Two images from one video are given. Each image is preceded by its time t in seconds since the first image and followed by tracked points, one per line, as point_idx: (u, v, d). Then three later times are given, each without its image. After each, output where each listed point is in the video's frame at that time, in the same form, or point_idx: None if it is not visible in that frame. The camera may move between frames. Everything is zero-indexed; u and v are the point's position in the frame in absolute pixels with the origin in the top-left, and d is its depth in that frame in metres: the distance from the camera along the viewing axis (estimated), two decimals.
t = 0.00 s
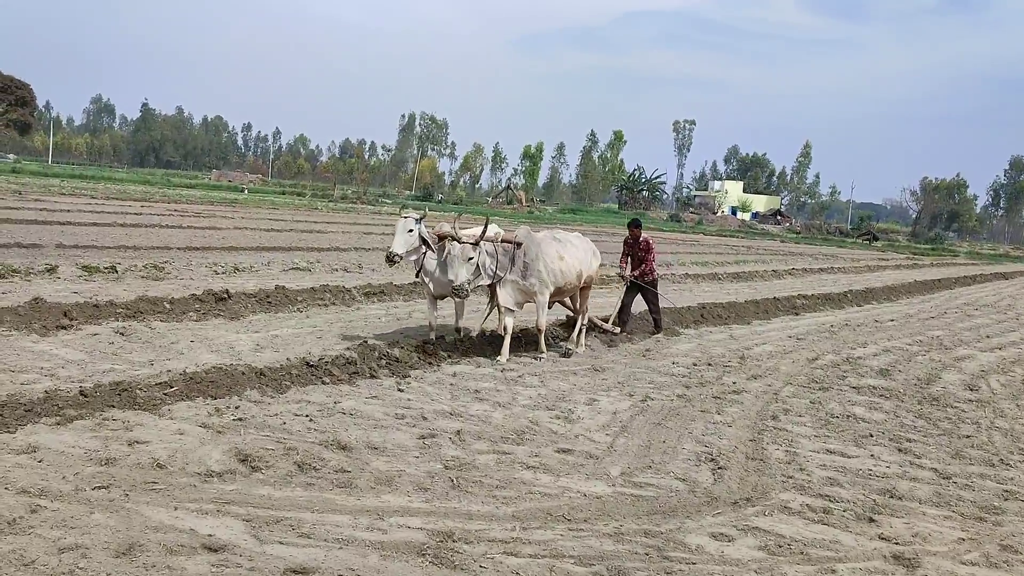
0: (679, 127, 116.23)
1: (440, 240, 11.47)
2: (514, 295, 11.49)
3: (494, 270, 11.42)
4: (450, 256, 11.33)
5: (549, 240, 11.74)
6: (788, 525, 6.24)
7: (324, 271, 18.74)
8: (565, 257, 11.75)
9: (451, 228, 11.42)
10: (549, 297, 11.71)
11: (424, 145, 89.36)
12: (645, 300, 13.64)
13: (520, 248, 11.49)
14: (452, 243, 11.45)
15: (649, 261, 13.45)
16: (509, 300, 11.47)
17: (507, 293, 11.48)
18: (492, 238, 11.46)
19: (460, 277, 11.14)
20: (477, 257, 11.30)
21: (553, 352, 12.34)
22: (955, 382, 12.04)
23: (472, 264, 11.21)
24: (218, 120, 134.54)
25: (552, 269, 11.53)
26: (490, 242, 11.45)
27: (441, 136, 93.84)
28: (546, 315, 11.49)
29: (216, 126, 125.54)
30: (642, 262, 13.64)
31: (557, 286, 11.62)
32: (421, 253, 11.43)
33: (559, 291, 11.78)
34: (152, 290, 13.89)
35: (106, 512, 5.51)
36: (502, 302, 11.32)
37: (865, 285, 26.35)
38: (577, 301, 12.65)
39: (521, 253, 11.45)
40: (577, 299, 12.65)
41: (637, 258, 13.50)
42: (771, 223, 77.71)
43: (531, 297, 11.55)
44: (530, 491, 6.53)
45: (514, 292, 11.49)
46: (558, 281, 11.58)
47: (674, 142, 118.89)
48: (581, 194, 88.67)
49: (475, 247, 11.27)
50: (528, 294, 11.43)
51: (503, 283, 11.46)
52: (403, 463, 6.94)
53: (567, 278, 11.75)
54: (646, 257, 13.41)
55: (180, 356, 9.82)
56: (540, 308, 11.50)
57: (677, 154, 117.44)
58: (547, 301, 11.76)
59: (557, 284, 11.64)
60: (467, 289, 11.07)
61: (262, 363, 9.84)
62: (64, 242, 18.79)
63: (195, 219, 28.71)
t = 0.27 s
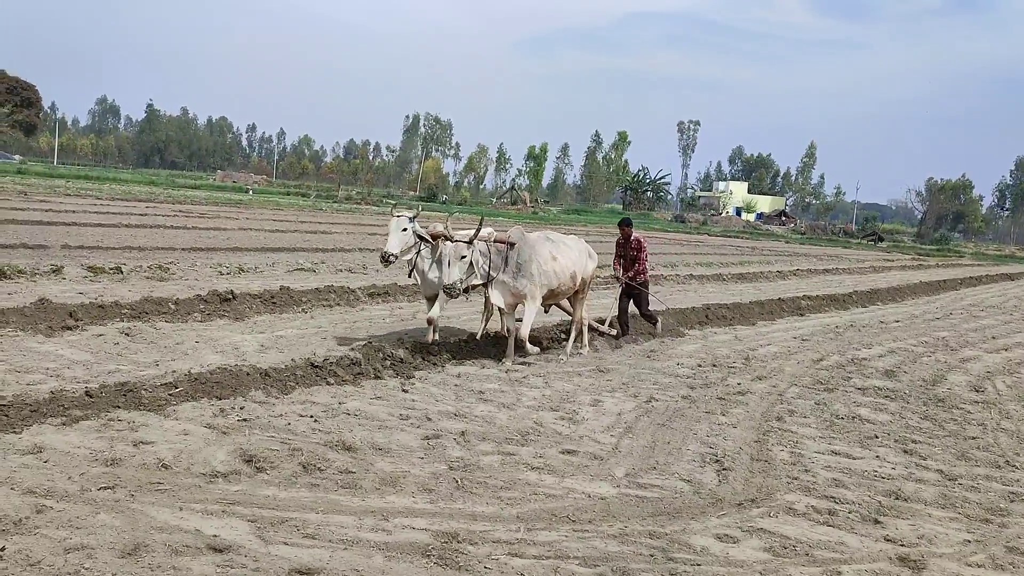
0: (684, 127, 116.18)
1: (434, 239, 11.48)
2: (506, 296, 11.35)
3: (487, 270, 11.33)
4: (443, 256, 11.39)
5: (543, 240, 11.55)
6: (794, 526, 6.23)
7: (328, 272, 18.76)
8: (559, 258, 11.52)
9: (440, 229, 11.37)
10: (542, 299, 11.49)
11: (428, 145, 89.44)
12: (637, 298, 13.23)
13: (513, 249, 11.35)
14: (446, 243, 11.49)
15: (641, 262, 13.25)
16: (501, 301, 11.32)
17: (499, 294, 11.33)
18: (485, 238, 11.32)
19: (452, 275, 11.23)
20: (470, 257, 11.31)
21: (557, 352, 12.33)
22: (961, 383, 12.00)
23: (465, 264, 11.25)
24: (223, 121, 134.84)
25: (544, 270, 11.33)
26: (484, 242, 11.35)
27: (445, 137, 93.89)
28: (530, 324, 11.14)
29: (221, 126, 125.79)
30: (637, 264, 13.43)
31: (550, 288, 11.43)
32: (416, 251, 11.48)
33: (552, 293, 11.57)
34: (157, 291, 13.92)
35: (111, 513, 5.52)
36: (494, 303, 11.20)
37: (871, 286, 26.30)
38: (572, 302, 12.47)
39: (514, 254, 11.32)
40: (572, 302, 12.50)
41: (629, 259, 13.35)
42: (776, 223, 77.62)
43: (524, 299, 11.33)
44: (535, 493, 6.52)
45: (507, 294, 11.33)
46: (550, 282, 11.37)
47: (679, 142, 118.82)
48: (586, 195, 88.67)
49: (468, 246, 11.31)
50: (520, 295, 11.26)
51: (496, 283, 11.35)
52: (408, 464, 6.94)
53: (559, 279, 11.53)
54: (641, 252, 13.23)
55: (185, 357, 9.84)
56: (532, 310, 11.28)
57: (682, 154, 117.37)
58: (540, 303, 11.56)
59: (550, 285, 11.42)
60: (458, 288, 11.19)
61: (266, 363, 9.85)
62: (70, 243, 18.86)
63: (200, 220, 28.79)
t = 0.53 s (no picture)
0: (689, 128, 116.07)
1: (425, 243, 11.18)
2: (499, 297, 11.36)
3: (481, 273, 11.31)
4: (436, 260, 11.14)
5: (538, 239, 11.50)
6: (798, 527, 6.22)
7: (334, 272, 18.79)
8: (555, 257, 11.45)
9: (443, 230, 11.33)
10: (538, 298, 11.44)
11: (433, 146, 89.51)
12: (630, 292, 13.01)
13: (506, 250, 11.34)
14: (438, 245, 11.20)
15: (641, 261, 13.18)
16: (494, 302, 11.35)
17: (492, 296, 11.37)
18: (479, 240, 11.28)
19: (451, 284, 11.08)
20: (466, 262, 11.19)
21: (562, 353, 12.33)
22: (967, 384, 11.97)
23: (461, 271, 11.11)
24: (229, 121, 135.18)
25: (539, 268, 11.27)
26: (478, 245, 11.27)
27: (451, 137, 93.94)
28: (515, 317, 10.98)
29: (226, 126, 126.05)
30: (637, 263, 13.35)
31: (546, 286, 11.33)
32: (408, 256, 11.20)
33: (548, 292, 11.50)
34: (163, 291, 13.96)
35: (117, 512, 5.54)
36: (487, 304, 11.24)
37: (876, 286, 26.26)
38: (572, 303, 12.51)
39: (506, 254, 11.30)
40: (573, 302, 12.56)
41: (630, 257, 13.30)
42: (781, 224, 77.47)
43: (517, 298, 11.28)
44: (539, 493, 6.52)
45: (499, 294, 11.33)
46: (545, 280, 11.30)
47: (684, 143, 118.71)
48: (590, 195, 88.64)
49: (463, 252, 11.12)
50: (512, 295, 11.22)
51: (489, 284, 11.35)
52: (413, 464, 6.95)
53: (556, 278, 11.44)
54: (641, 250, 13.17)
55: (190, 357, 9.87)
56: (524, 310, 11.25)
57: (687, 154, 117.26)
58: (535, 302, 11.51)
59: (545, 284, 11.35)
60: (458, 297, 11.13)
61: (271, 363, 9.87)
62: (76, 242, 18.92)
63: (206, 220, 28.86)
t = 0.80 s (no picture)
0: (695, 127, 115.91)
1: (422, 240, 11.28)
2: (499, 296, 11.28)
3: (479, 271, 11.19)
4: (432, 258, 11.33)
5: (537, 239, 11.48)
6: (803, 527, 6.21)
7: (339, 271, 18.81)
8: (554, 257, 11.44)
9: (446, 229, 11.33)
10: (538, 297, 11.41)
11: (438, 145, 89.53)
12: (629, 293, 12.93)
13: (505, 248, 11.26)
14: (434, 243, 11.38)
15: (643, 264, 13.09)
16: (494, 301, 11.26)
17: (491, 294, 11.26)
18: (477, 238, 11.19)
19: (450, 280, 10.95)
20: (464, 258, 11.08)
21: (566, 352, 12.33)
22: (973, 384, 11.93)
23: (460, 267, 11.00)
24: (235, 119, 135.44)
25: (539, 268, 11.25)
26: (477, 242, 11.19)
27: (456, 136, 93.93)
28: (518, 320, 11.01)
29: (232, 125, 126.27)
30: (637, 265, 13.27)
31: (546, 286, 11.31)
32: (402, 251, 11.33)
33: (549, 292, 11.47)
34: (169, 289, 13.98)
35: (123, 510, 5.55)
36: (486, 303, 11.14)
37: (882, 286, 26.20)
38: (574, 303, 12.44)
39: (505, 253, 11.22)
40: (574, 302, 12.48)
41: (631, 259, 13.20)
42: (786, 223, 77.31)
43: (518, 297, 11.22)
44: (544, 492, 6.52)
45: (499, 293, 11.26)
46: (546, 280, 11.28)
47: (689, 142, 118.54)
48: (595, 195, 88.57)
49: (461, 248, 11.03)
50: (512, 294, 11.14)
51: (488, 283, 11.26)
52: (418, 463, 6.95)
53: (557, 277, 11.43)
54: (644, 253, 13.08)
55: (196, 355, 9.88)
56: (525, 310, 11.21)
57: (692, 154, 117.09)
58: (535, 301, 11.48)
59: (545, 283, 11.33)
60: (455, 293, 10.96)
61: (276, 361, 9.88)
62: (82, 241, 18.95)
63: (212, 218, 28.91)
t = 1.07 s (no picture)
0: (701, 127, 115.68)
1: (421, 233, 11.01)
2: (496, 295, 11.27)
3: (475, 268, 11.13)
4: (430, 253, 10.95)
5: (536, 238, 11.44)
6: (810, 528, 6.19)
7: (345, 269, 18.83)
8: (553, 257, 11.44)
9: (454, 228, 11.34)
10: (536, 297, 11.42)
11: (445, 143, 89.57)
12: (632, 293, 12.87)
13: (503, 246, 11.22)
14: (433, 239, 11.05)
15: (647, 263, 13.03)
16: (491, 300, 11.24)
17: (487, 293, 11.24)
18: (474, 234, 11.15)
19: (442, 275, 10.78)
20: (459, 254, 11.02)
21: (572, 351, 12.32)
22: (981, 385, 11.88)
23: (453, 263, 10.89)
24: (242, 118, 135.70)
25: (538, 268, 11.25)
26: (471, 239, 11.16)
27: (462, 134, 93.91)
28: (519, 321, 10.96)
29: (239, 123, 126.47)
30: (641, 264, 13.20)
31: (544, 286, 11.31)
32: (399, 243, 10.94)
33: (548, 292, 11.47)
34: (176, 287, 14.02)
35: (130, 506, 5.57)
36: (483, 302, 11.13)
37: (889, 286, 26.12)
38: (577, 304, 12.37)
39: (503, 251, 11.19)
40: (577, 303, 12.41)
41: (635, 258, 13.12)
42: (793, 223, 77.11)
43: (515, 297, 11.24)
44: (550, 491, 6.52)
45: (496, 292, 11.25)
46: (545, 280, 11.29)
47: (696, 141, 118.31)
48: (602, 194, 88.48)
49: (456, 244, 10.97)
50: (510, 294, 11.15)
51: (485, 282, 11.23)
52: (424, 461, 6.95)
53: (556, 278, 11.44)
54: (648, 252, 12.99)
55: (202, 352, 9.90)
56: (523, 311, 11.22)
57: (699, 153, 116.86)
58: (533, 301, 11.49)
59: (544, 284, 11.33)
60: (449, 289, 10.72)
61: (283, 359, 9.90)
62: (90, 238, 19.01)
63: (219, 216, 28.97)
